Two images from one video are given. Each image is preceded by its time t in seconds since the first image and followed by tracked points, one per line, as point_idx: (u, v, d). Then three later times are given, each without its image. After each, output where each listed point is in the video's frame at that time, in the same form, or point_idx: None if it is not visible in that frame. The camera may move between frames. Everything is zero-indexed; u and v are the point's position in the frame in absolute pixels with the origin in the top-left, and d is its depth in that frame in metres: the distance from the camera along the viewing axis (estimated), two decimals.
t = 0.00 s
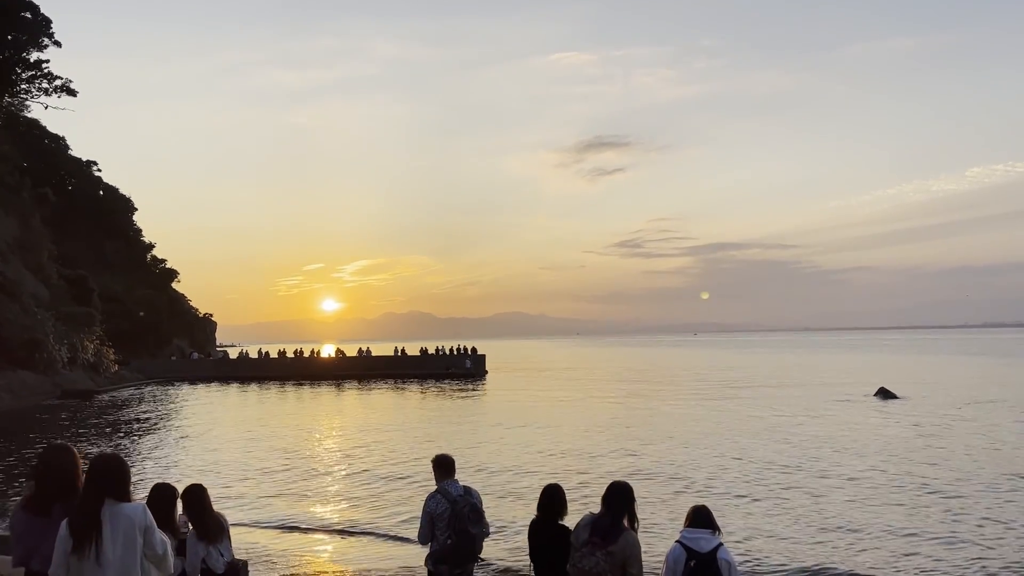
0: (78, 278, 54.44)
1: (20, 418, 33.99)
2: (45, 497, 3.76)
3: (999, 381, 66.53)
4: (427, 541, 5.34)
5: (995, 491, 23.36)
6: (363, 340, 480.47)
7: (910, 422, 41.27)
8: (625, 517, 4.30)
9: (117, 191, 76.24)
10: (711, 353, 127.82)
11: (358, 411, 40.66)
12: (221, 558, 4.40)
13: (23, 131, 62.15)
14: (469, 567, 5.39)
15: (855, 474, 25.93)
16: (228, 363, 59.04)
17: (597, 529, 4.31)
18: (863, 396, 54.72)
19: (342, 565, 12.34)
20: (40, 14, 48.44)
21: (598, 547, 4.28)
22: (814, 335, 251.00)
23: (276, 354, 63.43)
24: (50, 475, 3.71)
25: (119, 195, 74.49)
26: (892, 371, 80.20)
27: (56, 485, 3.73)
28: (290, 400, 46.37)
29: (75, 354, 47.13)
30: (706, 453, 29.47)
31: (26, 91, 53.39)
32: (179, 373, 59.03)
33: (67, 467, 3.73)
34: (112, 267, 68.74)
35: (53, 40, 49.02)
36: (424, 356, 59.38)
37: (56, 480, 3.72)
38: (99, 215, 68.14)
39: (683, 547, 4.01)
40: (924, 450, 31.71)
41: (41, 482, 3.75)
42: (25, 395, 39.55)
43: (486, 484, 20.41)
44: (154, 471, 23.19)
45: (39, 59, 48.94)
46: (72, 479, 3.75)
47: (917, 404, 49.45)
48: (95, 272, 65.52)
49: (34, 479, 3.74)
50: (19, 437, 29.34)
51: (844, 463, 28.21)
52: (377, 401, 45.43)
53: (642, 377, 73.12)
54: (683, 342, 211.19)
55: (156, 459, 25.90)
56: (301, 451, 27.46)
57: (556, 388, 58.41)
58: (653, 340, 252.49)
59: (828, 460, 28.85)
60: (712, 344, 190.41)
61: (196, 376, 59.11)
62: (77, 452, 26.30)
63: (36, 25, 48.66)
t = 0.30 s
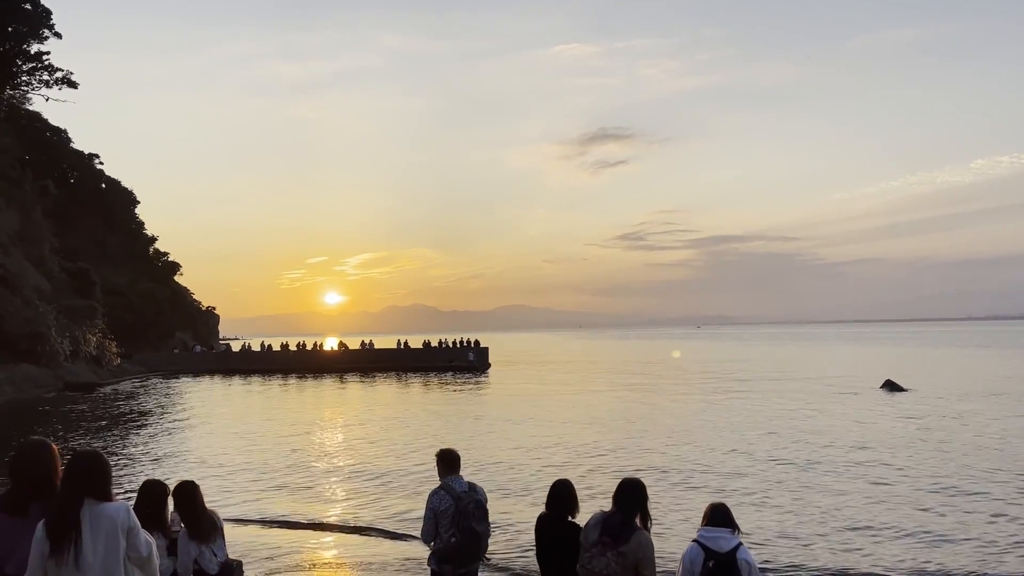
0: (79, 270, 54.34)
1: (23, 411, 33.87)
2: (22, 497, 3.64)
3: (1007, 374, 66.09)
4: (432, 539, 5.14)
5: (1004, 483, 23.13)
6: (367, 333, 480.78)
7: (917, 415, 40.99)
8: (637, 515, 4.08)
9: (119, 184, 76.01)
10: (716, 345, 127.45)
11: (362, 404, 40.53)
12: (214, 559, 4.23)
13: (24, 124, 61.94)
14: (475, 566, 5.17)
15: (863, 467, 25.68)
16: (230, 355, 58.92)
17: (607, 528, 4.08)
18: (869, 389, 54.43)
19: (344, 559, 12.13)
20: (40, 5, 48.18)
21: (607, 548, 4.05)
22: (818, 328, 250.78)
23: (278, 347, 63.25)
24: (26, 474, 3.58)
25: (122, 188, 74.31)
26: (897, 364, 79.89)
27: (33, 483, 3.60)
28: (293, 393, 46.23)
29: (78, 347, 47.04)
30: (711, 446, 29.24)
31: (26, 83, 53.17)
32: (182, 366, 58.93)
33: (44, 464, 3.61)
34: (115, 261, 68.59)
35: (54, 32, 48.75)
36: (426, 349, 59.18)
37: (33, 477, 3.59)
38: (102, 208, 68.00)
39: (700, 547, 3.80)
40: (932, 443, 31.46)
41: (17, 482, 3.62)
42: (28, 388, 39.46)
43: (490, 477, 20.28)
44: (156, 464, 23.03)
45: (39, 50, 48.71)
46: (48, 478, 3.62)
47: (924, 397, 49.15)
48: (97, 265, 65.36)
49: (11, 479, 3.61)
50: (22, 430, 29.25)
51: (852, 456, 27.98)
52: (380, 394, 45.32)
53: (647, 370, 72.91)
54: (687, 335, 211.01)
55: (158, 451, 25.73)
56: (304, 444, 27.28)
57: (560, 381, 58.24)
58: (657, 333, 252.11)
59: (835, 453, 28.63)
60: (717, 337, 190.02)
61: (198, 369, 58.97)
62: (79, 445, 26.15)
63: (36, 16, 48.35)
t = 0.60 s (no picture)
0: (83, 263, 54.25)
1: (26, 404, 33.75)
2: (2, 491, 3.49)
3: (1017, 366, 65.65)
4: (441, 537, 4.91)
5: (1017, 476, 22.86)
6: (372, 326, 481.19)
7: (924, 407, 40.75)
8: (655, 513, 3.84)
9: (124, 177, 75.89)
10: (722, 338, 127.16)
11: (367, 397, 40.39)
12: (209, 558, 4.00)
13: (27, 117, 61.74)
14: (486, 563, 4.97)
15: (874, 460, 25.44)
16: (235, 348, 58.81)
17: (624, 525, 3.84)
18: (877, 381, 54.14)
19: (348, 551, 11.91)
20: None
21: (626, 546, 3.81)
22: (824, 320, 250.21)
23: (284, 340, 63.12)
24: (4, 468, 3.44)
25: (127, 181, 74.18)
26: (902, 356, 79.65)
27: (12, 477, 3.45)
28: (298, 386, 46.13)
29: (82, 340, 47.01)
30: (718, 439, 29.01)
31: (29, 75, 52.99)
32: (186, 360, 58.85)
33: (24, 457, 3.47)
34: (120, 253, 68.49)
35: (57, 23, 48.54)
36: (430, 342, 59.00)
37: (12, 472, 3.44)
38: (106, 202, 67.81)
39: (726, 545, 3.58)
40: (942, 436, 31.19)
41: None
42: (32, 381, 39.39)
43: (497, 470, 20.11)
44: (159, 457, 22.84)
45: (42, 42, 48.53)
46: (29, 472, 3.48)
47: (934, 389, 48.82)
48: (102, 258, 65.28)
49: None
50: (27, 423, 29.18)
51: (861, 449, 27.75)
52: (385, 387, 45.20)
53: (654, 363, 72.69)
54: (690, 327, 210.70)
55: (161, 445, 25.54)
56: (308, 437, 27.08)
57: (567, 374, 58.08)
58: (662, 326, 251.85)
59: (844, 445, 28.39)
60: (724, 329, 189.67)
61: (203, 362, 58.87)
62: (82, 438, 25.97)
63: (40, 8, 48.16)
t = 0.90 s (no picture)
0: (90, 257, 54.20)
1: (33, 397, 33.69)
2: None
3: None
4: (452, 536, 4.70)
5: None
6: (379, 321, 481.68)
7: (935, 400, 40.41)
8: (677, 510, 3.62)
9: (131, 172, 75.81)
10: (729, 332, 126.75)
11: (374, 391, 40.25)
12: (207, 558, 3.82)
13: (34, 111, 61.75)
14: (500, 562, 4.76)
15: (885, 453, 25.17)
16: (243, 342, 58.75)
17: (643, 524, 3.61)
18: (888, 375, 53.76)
19: (355, 546, 11.68)
20: None
21: (647, 546, 3.58)
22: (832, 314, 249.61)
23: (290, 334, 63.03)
24: None
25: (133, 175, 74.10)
26: (910, 350, 79.23)
27: None
28: (305, 379, 46.02)
29: (89, 334, 47.02)
30: (727, 433, 28.71)
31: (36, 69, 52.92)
32: (193, 354, 58.82)
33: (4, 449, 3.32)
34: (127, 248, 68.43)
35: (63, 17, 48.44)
36: (437, 336, 58.84)
37: None
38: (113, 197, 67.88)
39: (754, 545, 3.37)
40: (954, 429, 30.89)
41: None
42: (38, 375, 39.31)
43: (504, 464, 19.93)
44: (165, 451, 22.70)
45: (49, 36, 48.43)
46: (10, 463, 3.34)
47: (944, 383, 48.40)
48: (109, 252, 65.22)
49: None
50: (33, 417, 29.07)
51: (872, 442, 27.51)
52: (391, 381, 45.06)
53: (661, 357, 72.39)
54: (698, 321, 210.17)
55: (166, 439, 25.39)
56: (314, 431, 26.90)
57: (574, 368, 57.86)
58: (669, 320, 251.49)
59: (855, 439, 28.13)
60: (731, 323, 189.33)
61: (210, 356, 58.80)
62: (88, 432, 25.84)
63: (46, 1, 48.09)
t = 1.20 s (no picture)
0: (100, 251, 54.27)
1: (44, 391, 33.67)
2: None
3: None
4: (466, 524, 4.49)
5: None
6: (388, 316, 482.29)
7: (950, 393, 40.04)
8: (702, 497, 3.37)
9: (142, 166, 75.95)
10: (741, 326, 126.25)
11: (384, 383, 40.19)
12: (203, 547, 3.59)
13: (44, 105, 61.84)
14: (515, 552, 4.56)
15: (902, 446, 24.88)
16: (253, 335, 58.68)
17: (665, 511, 3.37)
18: (902, 368, 53.32)
19: (364, 536, 11.47)
20: None
21: (671, 534, 3.34)
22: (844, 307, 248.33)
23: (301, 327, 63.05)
24: None
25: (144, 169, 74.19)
26: (924, 342, 78.60)
27: None
28: (315, 372, 45.92)
29: (100, 328, 47.03)
30: (740, 426, 28.41)
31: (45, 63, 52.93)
32: (204, 347, 58.83)
33: None
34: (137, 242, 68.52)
35: (71, 10, 48.41)
36: (447, 329, 58.66)
37: None
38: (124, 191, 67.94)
39: (788, 533, 3.13)
40: (971, 422, 30.54)
41: None
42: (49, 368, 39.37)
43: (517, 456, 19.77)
44: (175, 444, 22.57)
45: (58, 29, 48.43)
46: None
47: (959, 376, 47.97)
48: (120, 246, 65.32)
49: None
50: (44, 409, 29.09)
51: (888, 434, 27.21)
52: (402, 374, 44.98)
53: (672, 351, 72.12)
54: (708, 315, 209.43)
55: (176, 432, 25.29)
56: (324, 424, 26.74)
57: (585, 362, 57.68)
58: (680, 314, 250.77)
59: (870, 431, 27.84)
60: (742, 317, 188.71)
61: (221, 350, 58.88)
62: (97, 425, 25.74)
63: None
